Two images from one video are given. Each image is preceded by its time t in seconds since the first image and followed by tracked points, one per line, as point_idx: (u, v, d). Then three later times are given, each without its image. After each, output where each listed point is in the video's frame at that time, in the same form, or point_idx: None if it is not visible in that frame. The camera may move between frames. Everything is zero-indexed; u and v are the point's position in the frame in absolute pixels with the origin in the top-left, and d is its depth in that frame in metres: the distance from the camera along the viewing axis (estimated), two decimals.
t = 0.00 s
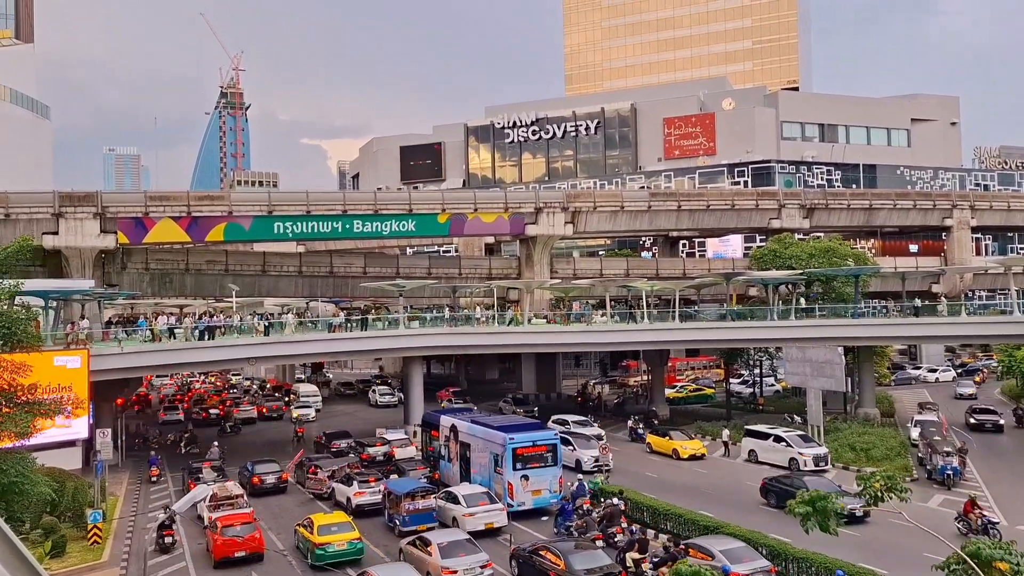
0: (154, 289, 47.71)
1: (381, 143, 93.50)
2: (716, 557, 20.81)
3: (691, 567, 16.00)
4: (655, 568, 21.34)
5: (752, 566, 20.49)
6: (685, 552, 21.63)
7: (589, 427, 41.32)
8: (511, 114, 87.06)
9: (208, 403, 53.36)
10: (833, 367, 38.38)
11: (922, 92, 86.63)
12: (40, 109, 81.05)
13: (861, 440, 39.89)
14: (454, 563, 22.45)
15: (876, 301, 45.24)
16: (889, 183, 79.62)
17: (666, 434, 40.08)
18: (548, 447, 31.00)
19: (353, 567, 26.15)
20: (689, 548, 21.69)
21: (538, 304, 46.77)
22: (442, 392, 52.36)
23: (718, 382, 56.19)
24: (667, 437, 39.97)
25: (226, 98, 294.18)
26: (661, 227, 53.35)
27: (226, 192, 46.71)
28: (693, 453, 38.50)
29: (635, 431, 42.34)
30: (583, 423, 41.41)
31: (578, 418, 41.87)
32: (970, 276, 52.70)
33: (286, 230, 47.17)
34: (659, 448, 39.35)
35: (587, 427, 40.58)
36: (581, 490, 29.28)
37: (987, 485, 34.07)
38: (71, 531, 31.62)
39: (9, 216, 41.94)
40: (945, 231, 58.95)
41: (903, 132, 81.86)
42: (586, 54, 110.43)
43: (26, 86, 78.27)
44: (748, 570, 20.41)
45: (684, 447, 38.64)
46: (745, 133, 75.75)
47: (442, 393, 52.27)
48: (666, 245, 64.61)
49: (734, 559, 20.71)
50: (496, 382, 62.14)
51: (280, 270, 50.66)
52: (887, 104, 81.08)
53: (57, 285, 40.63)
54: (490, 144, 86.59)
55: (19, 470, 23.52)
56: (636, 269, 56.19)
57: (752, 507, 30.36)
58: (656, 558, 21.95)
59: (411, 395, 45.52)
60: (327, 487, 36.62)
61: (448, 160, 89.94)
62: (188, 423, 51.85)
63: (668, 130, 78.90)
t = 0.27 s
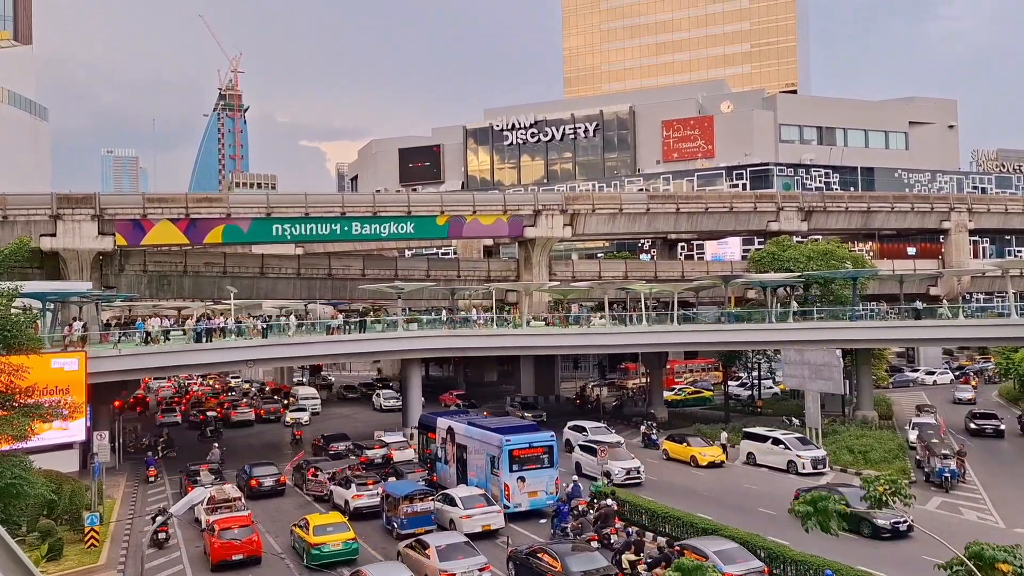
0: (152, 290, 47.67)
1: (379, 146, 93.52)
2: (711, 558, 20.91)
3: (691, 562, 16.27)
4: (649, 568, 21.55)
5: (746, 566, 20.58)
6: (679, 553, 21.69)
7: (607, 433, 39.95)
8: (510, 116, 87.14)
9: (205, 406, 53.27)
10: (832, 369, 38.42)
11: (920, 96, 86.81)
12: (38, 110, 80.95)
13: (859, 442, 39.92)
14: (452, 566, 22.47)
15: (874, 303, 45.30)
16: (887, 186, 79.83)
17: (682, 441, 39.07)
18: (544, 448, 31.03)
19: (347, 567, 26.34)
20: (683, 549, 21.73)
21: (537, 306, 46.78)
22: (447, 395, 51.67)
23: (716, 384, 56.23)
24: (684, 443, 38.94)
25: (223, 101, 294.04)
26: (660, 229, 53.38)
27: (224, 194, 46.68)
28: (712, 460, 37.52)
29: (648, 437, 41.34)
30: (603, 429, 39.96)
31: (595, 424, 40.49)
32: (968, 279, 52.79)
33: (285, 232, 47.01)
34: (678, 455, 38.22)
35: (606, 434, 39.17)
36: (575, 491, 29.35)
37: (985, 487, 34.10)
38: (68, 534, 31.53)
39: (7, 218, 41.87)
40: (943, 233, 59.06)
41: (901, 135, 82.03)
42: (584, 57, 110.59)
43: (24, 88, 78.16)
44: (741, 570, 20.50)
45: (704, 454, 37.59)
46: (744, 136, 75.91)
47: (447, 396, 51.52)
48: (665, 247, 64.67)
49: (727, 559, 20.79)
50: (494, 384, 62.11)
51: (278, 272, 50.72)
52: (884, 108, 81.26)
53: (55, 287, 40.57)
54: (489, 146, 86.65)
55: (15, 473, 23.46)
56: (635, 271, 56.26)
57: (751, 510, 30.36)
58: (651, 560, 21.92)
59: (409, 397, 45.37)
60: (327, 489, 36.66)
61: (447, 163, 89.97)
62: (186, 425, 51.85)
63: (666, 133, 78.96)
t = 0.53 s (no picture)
0: (150, 293, 47.69)
1: (378, 148, 93.49)
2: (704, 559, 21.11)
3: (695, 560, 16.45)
4: (645, 570, 21.81)
5: (740, 567, 20.76)
6: (674, 554, 21.91)
7: (627, 442, 38.72)
8: (508, 119, 87.17)
9: (203, 409, 53.19)
10: (830, 372, 38.45)
11: (917, 100, 86.98)
12: (36, 113, 80.80)
13: (857, 445, 39.95)
14: (450, 569, 22.46)
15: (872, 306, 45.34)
16: (885, 190, 80.01)
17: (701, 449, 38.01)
18: (540, 451, 31.07)
19: (342, 567, 26.74)
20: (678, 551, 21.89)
21: (536, 309, 46.80)
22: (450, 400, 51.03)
23: (714, 386, 56.28)
24: (703, 451, 37.92)
25: (221, 104, 293.99)
26: (658, 232, 53.40)
27: (222, 197, 46.65)
28: (734, 468, 36.56)
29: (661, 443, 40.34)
30: (624, 439, 38.58)
31: (614, 432, 39.18)
32: (966, 281, 52.90)
33: (283, 235, 47.07)
34: (698, 464, 37.06)
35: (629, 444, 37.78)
36: (571, 492, 29.27)
37: (983, 490, 34.13)
38: (65, 537, 31.48)
39: (4, 221, 41.82)
40: (941, 236, 59.16)
41: (899, 139, 82.22)
42: (583, 60, 110.75)
43: (22, 91, 78.01)
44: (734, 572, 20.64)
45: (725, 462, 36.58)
46: (741, 139, 76.05)
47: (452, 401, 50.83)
48: (663, 250, 64.72)
49: (720, 561, 20.93)
50: (493, 387, 62.10)
51: (277, 274, 50.73)
52: (882, 112, 81.43)
53: (53, 289, 40.53)
54: (487, 150, 86.69)
55: (13, 476, 23.41)
56: (633, 274, 56.32)
57: (750, 513, 30.35)
58: (645, 560, 22.14)
59: (408, 399, 45.38)
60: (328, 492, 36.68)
61: (446, 165, 89.98)
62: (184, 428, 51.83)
63: (664, 136, 79.05)
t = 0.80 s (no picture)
0: (148, 296, 48.12)
1: (376, 151, 93.51)
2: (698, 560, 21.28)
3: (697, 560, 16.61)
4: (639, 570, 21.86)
5: (733, 567, 20.97)
6: (669, 555, 22.03)
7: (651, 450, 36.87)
8: (507, 122, 87.15)
9: (202, 412, 53.21)
10: (828, 374, 38.44)
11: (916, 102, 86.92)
12: (35, 116, 80.80)
13: (855, 447, 39.91)
14: (447, 570, 22.46)
15: (870, 309, 45.34)
16: (883, 192, 79.99)
17: (724, 455, 36.65)
18: (537, 452, 31.24)
19: (339, 567, 27.02)
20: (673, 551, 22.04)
21: (533, 312, 46.80)
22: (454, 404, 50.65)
23: (712, 388, 56.27)
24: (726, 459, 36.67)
25: (221, 106, 294.00)
26: (656, 234, 53.39)
27: (221, 199, 46.67)
28: (759, 476, 35.25)
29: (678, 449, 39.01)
30: (649, 446, 36.87)
31: (637, 439, 37.51)
32: (964, 283, 52.90)
33: (281, 237, 46.89)
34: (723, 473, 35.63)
35: (655, 453, 36.02)
36: (567, 493, 29.70)
37: (981, 492, 34.10)
38: (64, 540, 31.48)
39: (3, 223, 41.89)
40: (939, 238, 59.15)
41: (897, 141, 82.22)
42: (582, 63, 110.76)
43: (20, 93, 78.00)
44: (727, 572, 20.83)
45: (748, 469, 35.37)
46: (740, 141, 76.06)
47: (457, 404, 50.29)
48: (661, 253, 64.69)
49: (713, 561, 21.10)
50: (491, 389, 62.10)
51: (275, 277, 50.61)
52: (881, 113, 81.45)
53: (52, 292, 40.56)
54: (486, 152, 86.65)
55: (11, 479, 23.44)
56: (631, 276, 56.31)
57: (749, 516, 30.34)
58: (641, 561, 22.24)
59: (406, 402, 45.62)
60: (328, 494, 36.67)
61: (444, 168, 89.93)
62: (183, 430, 51.98)
63: (663, 138, 79.03)
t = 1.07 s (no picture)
0: (146, 296, 47.93)
1: (375, 150, 93.35)
2: (691, 556, 21.49)
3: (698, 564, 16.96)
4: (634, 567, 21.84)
5: (725, 563, 21.17)
6: (663, 552, 22.25)
7: (675, 456, 35.08)
8: (506, 121, 86.99)
9: (200, 411, 53.22)
10: (826, 375, 38.50)
11: (915, 101, 86.82)
12: (32, 115, 80.52)
13: (853, 447, 40.01)
14: (445, 568, 22.54)
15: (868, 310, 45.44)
16: (882, 190, 79.94)
17: (743, 460, 35.77)
18: (533, 451, 31.45)
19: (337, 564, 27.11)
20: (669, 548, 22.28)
21: (532, 312, 46.83)
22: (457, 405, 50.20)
23: (710, 389, 56.32)
24: (745, 463, 35.71)
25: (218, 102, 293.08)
26: (655, 234, 53.40)
27: (218, 199, 46.59)
28: (780, 481, 34.42)
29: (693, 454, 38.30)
30: (671, 450, 35.43)
31: (658, 444, 36.16)
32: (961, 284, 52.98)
33: (279, 237, 46.84)
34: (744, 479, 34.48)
35: (678, 459, 34.57)
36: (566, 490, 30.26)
37: (979, 491, 34.22)
38: (63, 539, 31.48)
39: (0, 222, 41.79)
40: (937, 238, 59.21)
41: (896, 140, 82.19)
42: (580, 61, 110.55)
43: (18, 92, 77.71)
44: (721, 567, 21.08)
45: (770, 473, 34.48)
46: (738, 139, 76.01)
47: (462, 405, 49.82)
48: (660, 253, 64.70)
49: (707, 557, 21.40)
50: (489, 389, 62.13)
51: (273, 277, 50.53)
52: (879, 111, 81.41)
53: (50, 292, 40.46)
54: (484, 151, 86.45)
55: (10, 479, 23.44)
56: (630, 276, 56.31)
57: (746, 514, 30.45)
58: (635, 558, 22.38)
59: (406, 402, 45.66)
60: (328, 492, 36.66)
61: (442, 167, 89.73)
62: (181, 430, 51.99)
63: (662, 137, 78.91)
